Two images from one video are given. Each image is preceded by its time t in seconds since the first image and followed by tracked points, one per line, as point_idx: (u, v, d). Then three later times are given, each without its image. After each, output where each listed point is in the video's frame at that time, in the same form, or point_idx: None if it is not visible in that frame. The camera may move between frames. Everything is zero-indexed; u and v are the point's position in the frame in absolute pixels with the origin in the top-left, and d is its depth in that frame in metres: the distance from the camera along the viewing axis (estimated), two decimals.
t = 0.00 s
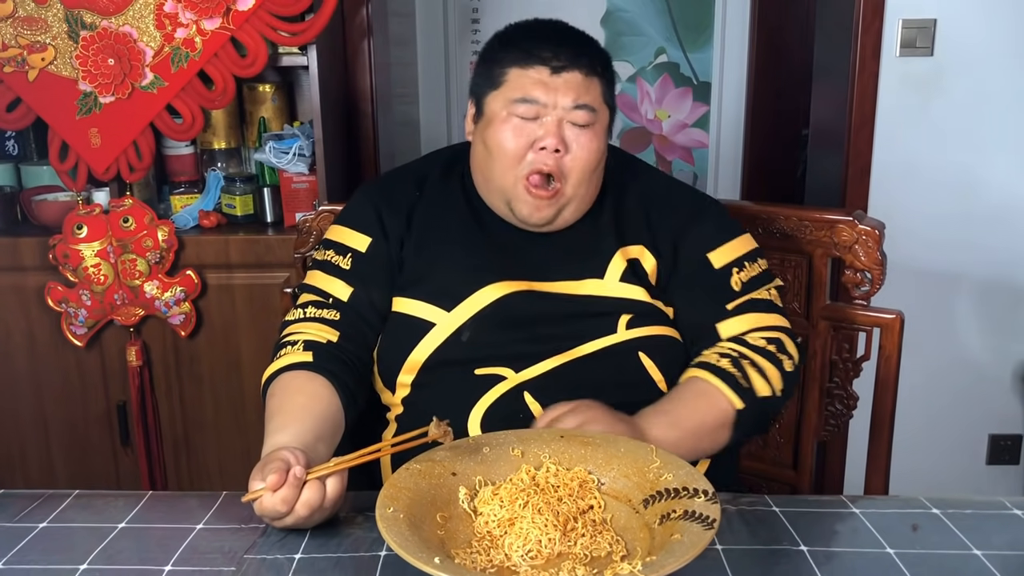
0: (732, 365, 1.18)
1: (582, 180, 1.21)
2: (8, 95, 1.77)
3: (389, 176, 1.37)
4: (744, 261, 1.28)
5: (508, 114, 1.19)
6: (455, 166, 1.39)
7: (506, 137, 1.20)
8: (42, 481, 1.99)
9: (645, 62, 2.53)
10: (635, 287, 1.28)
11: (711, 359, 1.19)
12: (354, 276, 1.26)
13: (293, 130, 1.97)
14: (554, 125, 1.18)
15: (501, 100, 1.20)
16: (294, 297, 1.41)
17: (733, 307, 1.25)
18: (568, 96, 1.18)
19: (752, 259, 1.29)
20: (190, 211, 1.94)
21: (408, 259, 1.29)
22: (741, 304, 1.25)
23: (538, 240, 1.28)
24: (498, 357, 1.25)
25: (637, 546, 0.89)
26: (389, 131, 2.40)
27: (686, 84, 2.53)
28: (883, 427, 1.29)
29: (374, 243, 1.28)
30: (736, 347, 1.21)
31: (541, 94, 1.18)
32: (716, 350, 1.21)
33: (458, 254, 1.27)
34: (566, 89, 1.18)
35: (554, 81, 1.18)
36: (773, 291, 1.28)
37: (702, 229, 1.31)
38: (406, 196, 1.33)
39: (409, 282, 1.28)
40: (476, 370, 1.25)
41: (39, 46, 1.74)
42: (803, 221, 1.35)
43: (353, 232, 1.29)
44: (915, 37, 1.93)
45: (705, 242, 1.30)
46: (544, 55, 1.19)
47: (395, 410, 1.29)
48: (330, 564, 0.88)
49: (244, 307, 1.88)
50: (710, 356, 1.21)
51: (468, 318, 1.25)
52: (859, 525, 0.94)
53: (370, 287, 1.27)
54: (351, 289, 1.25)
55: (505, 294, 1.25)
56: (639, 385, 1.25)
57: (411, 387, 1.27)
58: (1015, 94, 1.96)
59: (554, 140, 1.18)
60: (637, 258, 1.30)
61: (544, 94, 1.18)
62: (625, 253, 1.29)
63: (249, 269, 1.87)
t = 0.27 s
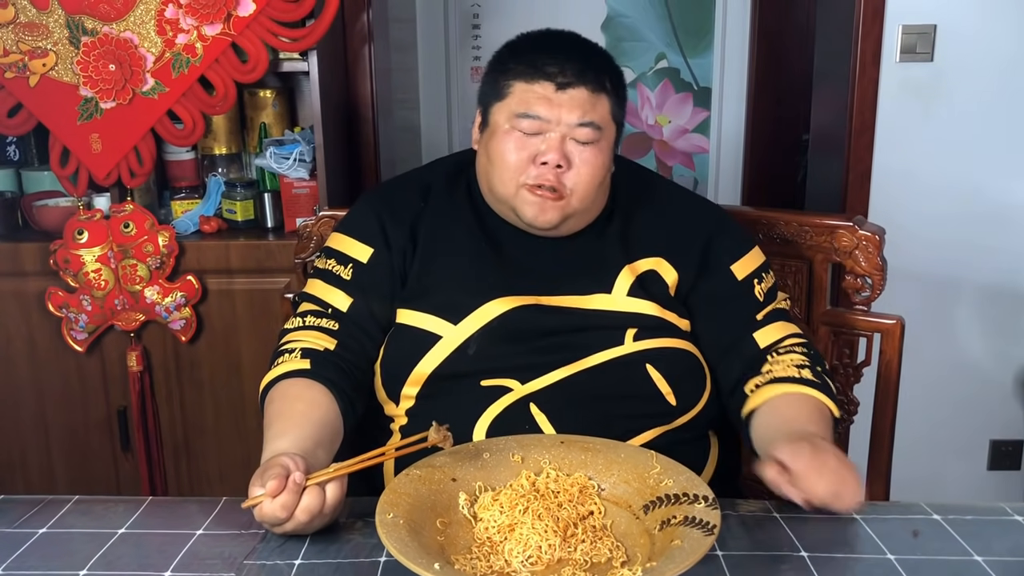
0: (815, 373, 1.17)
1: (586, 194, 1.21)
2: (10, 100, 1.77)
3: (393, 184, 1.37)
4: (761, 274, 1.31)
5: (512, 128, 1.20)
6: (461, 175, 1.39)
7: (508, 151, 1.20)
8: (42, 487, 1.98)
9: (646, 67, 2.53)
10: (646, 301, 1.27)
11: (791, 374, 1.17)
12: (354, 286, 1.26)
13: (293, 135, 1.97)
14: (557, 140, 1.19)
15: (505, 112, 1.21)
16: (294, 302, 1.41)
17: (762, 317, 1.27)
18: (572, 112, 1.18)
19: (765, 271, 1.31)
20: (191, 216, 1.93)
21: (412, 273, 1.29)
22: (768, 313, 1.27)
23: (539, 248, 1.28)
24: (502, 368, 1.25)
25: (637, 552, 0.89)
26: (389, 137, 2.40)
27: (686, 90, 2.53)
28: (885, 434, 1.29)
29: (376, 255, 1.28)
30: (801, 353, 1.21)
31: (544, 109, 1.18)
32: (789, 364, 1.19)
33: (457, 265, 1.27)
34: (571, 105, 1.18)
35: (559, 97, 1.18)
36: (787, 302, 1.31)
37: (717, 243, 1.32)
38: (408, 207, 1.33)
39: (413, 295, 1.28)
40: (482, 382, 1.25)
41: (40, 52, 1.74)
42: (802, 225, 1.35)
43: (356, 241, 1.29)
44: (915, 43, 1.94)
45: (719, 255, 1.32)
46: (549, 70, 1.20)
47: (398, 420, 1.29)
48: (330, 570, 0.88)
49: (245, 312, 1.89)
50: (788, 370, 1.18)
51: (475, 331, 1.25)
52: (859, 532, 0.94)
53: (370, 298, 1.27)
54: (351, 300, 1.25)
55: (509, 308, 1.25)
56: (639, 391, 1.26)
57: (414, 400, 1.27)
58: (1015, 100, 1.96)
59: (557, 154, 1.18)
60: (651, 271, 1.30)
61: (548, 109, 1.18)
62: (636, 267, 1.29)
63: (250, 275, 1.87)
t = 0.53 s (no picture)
0: (823, 374, 1.15)
1: (585, 209, 1.21)
2: (11, 103, 1.77)
3: (400, 186, 1.37)
4: (768, 278, 1.30)
5: (518, 136, 1.20)
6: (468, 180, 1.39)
7: (514, 158, 1.20)
8: (43, 489, 1.98)
9: (647, 70, 2.54)
10: (649, 311, 1.27)
11: (799, 377, 1.16)
12: (360, 290, 1.27)
13: (294, 138, 1.97)
14: (562, 152, 1.19)
15: (515, 117, 1.21)
16: (297, 305, 1.41)
17: (765, 325, 1.26)
18: (581, 125, 1.18)
19: (773, 276, 1.31)
20: (192, 219, 1.94)
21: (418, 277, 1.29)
22: (774, 319, 1.27)
23: (540, 252, 1.28)
24: (506, 374, 1.25)
25: (638, 555, 0.89)
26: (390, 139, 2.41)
27: (686, 92, 2.54)
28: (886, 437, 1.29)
29: (383, 258, 1.28)
30: (809, 357, 1.19)
31: (553, 119, 1.18)
32: (796, 367, 1.18)
33: (458, 271, 1.27)
34: (580, 117, 1.18)
35: (569, 107, 1.18)
36: (795, 307, 1.30)
37: (724, 246, 1.32)
38: (417, 210, 1.33)
39: (419, 299, 1.28)
40: (484, 388, 1.25)
41: (41, 55, 1.74)
42: (803, 228, 1.35)
43: (362, 244, 1.29)
44: (915, 46, 1.94)
45: (726, 259, 1.31)
46: (563, 79, 1.19)
47: (401, 425, 1.29)
48: (331, 573, 0.88)
49: (245, 313, 1.88)
50: (794, 374, 1.17)
51: (479, 338, 1.25)
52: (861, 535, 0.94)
53: (375, 301, 1.27)
54: (356, 304, 1.26)
55: (513, 314, 1.25)
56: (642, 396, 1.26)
57: (419, 404, 1.27)
58: (1015, 103, 1.96)
59: (561, 166, 1.18)
60: (655, 281, 1.30)
61: (556, 120, 1.18)
62: (639, 276, 1.29)
63: (251, 278, 1.88)
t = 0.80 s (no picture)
0: (825, 375, 1.15)
1: (596, 221, 1.21)
2: (12, 105, 1.78)
3: (404, 188, 1.37)
4: (771, 279, 1.30)
5: (532, 145, 1.19)
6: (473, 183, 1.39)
7: (527, 169, 1.20)
8: (43, 491, 1.98)
9: (648, 71, 2.53)
10: (653, 315, 1.27)
11: (801, 378, 1.16)
12: (364, 291, 1.27)
13: (295, 139, 1.97)
14: (575, 164, 1.18)
15: (529, 127, 1.20)
16: (298, 307, 1.42)
17: (768, 326, 1.27)
18: (595, 137, 1.17)
19: (776, 277, 1.31)
20: (193, 221, 1.94)
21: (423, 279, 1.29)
22: (775, 320, 1.27)
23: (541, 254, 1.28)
24: (507, 377, 1.25)
25: (639, 557, 0.89)
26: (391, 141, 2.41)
27: (687, 94, 2.54)
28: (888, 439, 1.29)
29: (387, 259, 1.29)
30: (812, 358, 1.19)
31: (567, 131, 1.17)
32: (798, 368, 1.18)
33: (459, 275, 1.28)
34: (595, 130, 1.17)
35: (584, 120, 1.17)
36: (798, 308, 1.30)
37: (726, 249, 1.33)
38: (422, 212, 1.33)
39: (422, 300, 1.28)
40: (486, 390, 1.25)
41: (42, 57, 1.74)
42: (803, 231, 1.35)
43: (366, 246, 1.30)
44: (916, 48, 1.94)
45: (729, 262, 1.32)
46: (578, 91, 1.18)
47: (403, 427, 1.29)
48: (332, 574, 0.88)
49: (246, 314, 1.89)
50: (796, 375, 1.17)
51: (483, 341, 1.25)
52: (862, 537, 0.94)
53: (378, 302, 1.27)
54: (359, 305, 1.26)
55: (515, 318, 1.25)
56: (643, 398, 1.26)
57: (421, 406, 1.27)
58: (1016, 105, 1.96)
59: (574, 179, 1.18)
60: (659, 285, 1.30)
61: (571, 132, 1.17)
62: (644, 280, 1.29)
63: (252, 280, 1.88)
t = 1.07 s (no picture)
0: (824, 374, 1.15)
1: (600, 217, 1.21)
2: (13, 106, 1.78)
3: (405, 189, 1.37)
4: (771, 276, 1.30)
5: (534, 143, 1.20)
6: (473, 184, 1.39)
7: (528, 167, 1.20)
8: (44, 491, 1.98)
9: (649, 72, 2.53)
10: (653, 311, 1.28)
11: (801, 376, 1.15)
12: (366, 291, 1.27)
13: (296, 140, 1.97)
14: (577, 161, 1.18)
15: (529, 126, 1.21)
16: (299, 308, 1.42)
17: (767, 321, 1.26)
18: (595, 134, 1.18)
19: (776, 274, 1.31)
20: (194, 221, 1.94)
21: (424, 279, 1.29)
22: (774, 317, 1.26)
23: (542, 254, 1.28)
24: (508, 376, 1.25)
25: (639, 557, 0.89)
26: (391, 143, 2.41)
27: (687, 95, 2.54)
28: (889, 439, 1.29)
29: (388, 258, 1.29)
30: (811, 356, 1.18)
31: (568, 129, 1.18)
32: (798, 366, 1.17)
33: (460, 275, 1.28)
34: (595, 127, 1.18)
35: (584, 118, 1.18)
36: (798, 305, 1.30)
37: (726, 246, 1.33)
38: (424, 212, 1.33)
39: (424, 300, 1.28)
40: (488, 388, 1.25)
41: (42, 58, 1.74)
42: (804, 232, 1.35)
43: (368, 246, 1.30)
44: (916, 49, 1.94)
45: (729, 258, 1.32)
46: (578, 89, 1.19)
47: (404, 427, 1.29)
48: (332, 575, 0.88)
49: (246, 315, 1.89)
50: (797, 373, 1.16)
51: (484, 340, 1.25)
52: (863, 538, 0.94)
53: (379, 302, 1.27)
54: (361, 305, 1.26)
55: (514, 317, 1.25)
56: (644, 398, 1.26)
57: (422, 405, 1.27)
58: (1016, 106, 1.96)
59: (576, 175, 1.18)
60: (660, 282, 1.30)
61: (571, 129, 1.18)
62: (645, 277, 1.29)
63: (253, 281, 1.88)
